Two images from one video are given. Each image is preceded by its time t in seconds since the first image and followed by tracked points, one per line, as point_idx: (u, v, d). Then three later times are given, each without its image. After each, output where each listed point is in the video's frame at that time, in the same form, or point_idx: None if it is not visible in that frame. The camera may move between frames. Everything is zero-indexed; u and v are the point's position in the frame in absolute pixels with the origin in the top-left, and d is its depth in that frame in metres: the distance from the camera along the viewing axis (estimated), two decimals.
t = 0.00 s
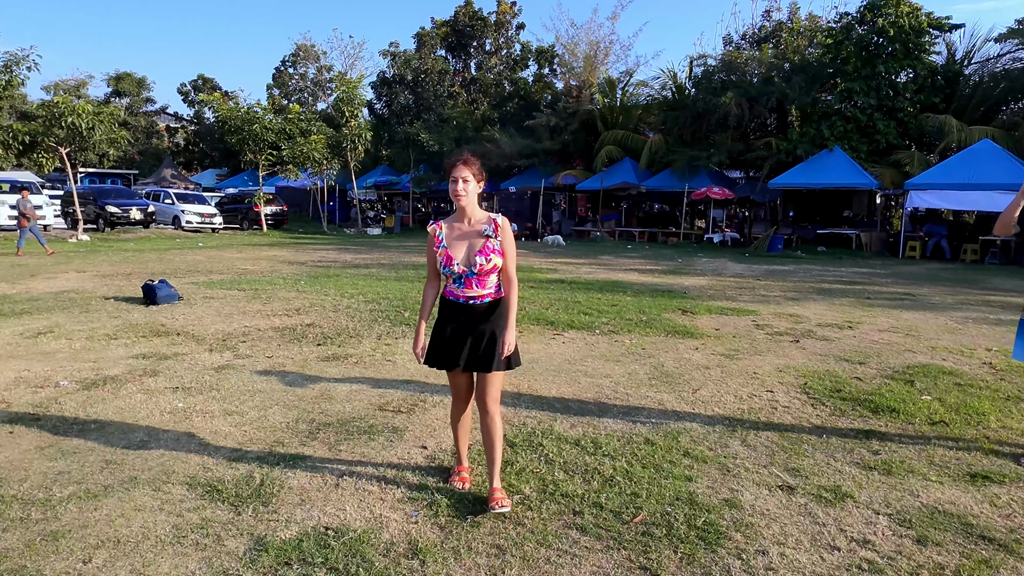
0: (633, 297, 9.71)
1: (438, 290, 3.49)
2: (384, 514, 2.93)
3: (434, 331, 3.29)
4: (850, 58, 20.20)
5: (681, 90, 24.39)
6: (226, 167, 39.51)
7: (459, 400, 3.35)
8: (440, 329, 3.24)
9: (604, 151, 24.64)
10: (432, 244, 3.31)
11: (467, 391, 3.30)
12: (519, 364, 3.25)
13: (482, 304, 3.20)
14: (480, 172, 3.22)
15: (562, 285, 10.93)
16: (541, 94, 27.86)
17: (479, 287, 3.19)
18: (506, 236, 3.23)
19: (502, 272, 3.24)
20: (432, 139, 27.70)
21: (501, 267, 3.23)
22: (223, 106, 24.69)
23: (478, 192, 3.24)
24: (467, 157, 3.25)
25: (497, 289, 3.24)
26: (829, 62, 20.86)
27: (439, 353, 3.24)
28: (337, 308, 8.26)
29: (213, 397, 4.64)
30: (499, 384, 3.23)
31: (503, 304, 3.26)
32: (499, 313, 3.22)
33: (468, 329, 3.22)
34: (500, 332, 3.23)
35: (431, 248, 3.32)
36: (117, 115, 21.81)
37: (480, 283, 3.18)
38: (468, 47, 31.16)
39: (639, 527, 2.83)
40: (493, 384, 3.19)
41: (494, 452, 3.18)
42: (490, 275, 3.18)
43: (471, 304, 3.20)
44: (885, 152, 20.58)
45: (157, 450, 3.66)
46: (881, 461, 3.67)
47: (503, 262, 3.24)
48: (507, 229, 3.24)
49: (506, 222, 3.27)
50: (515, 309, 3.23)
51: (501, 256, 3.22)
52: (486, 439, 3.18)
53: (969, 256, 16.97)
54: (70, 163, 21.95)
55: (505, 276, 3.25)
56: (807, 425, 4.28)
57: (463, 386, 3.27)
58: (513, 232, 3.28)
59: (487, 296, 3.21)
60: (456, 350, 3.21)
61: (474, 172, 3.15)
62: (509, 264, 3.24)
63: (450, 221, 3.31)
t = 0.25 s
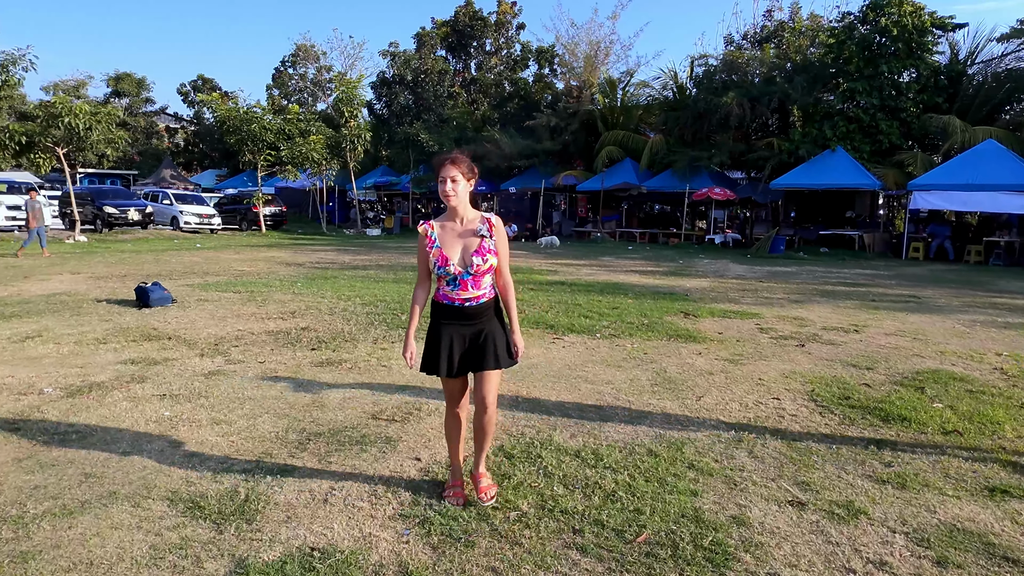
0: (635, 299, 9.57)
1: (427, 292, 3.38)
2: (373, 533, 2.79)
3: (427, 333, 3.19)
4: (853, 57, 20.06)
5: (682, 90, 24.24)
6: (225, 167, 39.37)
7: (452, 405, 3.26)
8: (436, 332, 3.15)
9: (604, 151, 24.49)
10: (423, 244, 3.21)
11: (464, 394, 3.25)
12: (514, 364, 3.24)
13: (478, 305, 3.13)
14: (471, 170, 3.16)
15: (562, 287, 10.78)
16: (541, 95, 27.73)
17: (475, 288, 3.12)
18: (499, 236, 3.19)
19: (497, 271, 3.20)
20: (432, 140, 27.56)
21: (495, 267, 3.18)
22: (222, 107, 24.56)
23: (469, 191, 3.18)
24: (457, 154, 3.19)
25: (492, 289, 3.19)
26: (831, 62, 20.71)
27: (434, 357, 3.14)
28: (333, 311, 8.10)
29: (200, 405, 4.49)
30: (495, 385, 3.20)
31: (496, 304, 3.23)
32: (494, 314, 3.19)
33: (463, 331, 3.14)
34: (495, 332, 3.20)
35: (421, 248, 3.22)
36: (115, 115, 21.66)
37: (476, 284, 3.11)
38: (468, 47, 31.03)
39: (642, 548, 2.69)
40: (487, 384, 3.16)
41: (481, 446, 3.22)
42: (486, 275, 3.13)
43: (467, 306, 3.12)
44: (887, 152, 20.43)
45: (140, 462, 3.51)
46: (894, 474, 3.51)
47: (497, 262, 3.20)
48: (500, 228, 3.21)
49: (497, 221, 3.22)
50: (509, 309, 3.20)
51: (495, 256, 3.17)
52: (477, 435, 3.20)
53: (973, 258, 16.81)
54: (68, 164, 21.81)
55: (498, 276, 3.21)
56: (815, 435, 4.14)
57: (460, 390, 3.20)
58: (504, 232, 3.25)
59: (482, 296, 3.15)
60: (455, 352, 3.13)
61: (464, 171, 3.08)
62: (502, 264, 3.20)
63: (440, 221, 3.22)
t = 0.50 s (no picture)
0: (637, 301, 9.45)
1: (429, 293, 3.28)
2: (367, 549, 2.67)
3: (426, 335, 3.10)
4: (856, 57, 19.92)
5: (683, 90, 24.12)
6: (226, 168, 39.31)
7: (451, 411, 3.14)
8: (436, 335, 3.06)
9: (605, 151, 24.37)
10: (424, 243, 3.12)
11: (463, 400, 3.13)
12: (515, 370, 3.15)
13: (479, 308, 3.03)
14: (474, 168, 3.06)
15: (563, 288, 10.65)
16: (542, 95, 27.62)
17: (477, 289, 3.03)
18: (503, 236, 3.09)
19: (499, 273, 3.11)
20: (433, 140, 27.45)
21: (498, 268, 3.08)
22: (221, 107, 24.45)
23: (472, 190, 3.09)
24: (461, 152, 3.10)
25: (494, 291, 3.09)
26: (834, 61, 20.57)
27: (433, 361, 3.05)
28: (331, 313, 7.98)
29: (192, 411, 4.36)
30: (492, 387, 3.16)
31: (498, 307, 3.14)
32: (496, 317, 3.10)
33: (463, 334, 3.05)
34: (497, 335, 3.12)
35: (423, 247, 3.13)
36: (114, 115, 21.56)
37: (477, 285, 3.01)
38: (469, 47, 30.92)
39: (649, 564, 2.56)
40: (488, 386, 3.15)
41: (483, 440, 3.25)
42: (487, 276, 3.03)
43: (467, 308, 3.03)
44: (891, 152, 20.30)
45: (127, 471, 3.39)
46: (910, 484, 3.38)
47: (499, 263, 3.11)
48: (504, 229, 3.11)
49: (501, 221, 3.13)
50: (511, 311, 3.12)
51: (498, 257, 3.08)
52: (477, 432, 3.22)
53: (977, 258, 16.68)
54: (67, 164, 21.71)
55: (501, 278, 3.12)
56: (826, 442, 4.00)
57: (459, 395, 3.10)
58: (508, 232, 3.16)
59: (485, 298, 3.06)
60: (455, 355, 3.04)
61: (467, 169, 2.99)
62: (505, 265, 3.11)
63: (442, 220, 3.13)
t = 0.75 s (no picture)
0: (639, 304, 9.30)
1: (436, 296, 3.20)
2: (357, 571, 2.53)
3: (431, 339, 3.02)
4: (859, 57, 19.76)
5: (685, 91, 23.97)
6: (226, 168, 39.19)
7: (454, 419, 3.04)
8: (442, 340, 2.97)
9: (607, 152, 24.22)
10: (432, 245, 3.04)
11: (468, 409, 3.02)
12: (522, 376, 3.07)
13: (486, 313, 2.96)
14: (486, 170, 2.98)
15: (565, 290, 10.50)
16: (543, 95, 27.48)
17: (484, 295, 2.95)
18: (512, 241, 3.01)
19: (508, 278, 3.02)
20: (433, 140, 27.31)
21: (507, 273, 3.00)
22: (221, 107, 24.33)
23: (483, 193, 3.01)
24: (472, 153, 3.02)
25: (501, 297, 3.02)
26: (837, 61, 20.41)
27: (438, 366, 2.96)
28: (327, 316, 7.84)
29: (180, 420, 4.21)
30: (497, 394, 3.09)
31: (507, 312, 3.05)
32: (503, 323, 3.01)
33: (469, 340, 2.97)
34: (505, 341, 3.03)
35: (430, 250, 3.05)
36: (113, 116, 21.43)
37: (485, 290, 2.94)
38: (470, 47, 30.78)
39: None
40: (492, 394, 3.07)
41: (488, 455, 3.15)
42: (495, 281, 2.95)
43: (474, 313, 2.95)
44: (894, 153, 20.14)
45: (109, 485, 3.24)
46: (927, 499, 3.23)
47: (508, 267, 3.02)
48: (513, 233, 3.02)
49: (511, 225, 3.04)
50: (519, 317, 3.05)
51: (507, 261, 3.00)
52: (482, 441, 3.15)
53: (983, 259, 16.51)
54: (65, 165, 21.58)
55: (509, 284, 3.04)
56: (836, 452, 3.85)
57: (464, 403, 3.01)
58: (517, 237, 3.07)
59: (492, 304, 2.98)
60: (460, 361, 2.95)
61: (478, 172, 2.89)
62: (514, 270, 3.03)
63: (451, 222, 3.05)
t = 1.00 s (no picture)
0: (642, 306, 9.16)
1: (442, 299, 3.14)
2: None
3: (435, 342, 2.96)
4: (863, 57, 19.62)
5: (688, 91, 23.84)
6: (227, 169, 39.09)
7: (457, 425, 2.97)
8: (446, 344, 2.91)
9: (609, 152, 24.10)
10: (439, 248, 2.98)
11: (470, 414, 2.93)
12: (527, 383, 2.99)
13: (492, 318, 2.89)
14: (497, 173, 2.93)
15: (567, 293, 10.36)
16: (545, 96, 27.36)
17: (491, 299, 2.89)
18: (521, 245, 2.95)
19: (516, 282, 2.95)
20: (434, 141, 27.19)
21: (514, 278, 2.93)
22: (221, 108, 24.23)
23: (493, 196, 2.95)
24: (483, 156, 2.97)
25: (508, 301, 2.95)
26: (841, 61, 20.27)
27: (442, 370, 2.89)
28: (325, 319, 7.71)
29: (170, 428, 4.09)
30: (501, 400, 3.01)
31: (514, 317, 2.98)
32: (509, 327, 2.95)
33: (474, 343, 2.90)
34: (510, 347, 2.95)
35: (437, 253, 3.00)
36: (113, 117, 21.33)
37: (491, 294, 2.87)
38: (472, 48, 30.68)
39: None
40: (497, 400, 2.99)
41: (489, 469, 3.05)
42: (502, 285, 2.88)
43: (480, 317, 2.89)
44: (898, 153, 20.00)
45: (94, 497, 3.12)
46: (944, 513, 3.10)
47: (516, 272, 2.95)
48: (522, 237, 2.96)
49: (520, 229, 2.98)
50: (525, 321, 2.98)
51: (515, 266, 2.93)
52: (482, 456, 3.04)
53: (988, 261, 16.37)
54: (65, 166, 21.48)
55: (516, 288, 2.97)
56: (849, 463, 3.72)
57: (467, 408, 2.92)
58: (527, 241, 3.01)
59: (498, 308, 2.91)
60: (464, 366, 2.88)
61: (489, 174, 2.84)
62: (522, 274, 2.96)
63: (459, 225, 2.99)
